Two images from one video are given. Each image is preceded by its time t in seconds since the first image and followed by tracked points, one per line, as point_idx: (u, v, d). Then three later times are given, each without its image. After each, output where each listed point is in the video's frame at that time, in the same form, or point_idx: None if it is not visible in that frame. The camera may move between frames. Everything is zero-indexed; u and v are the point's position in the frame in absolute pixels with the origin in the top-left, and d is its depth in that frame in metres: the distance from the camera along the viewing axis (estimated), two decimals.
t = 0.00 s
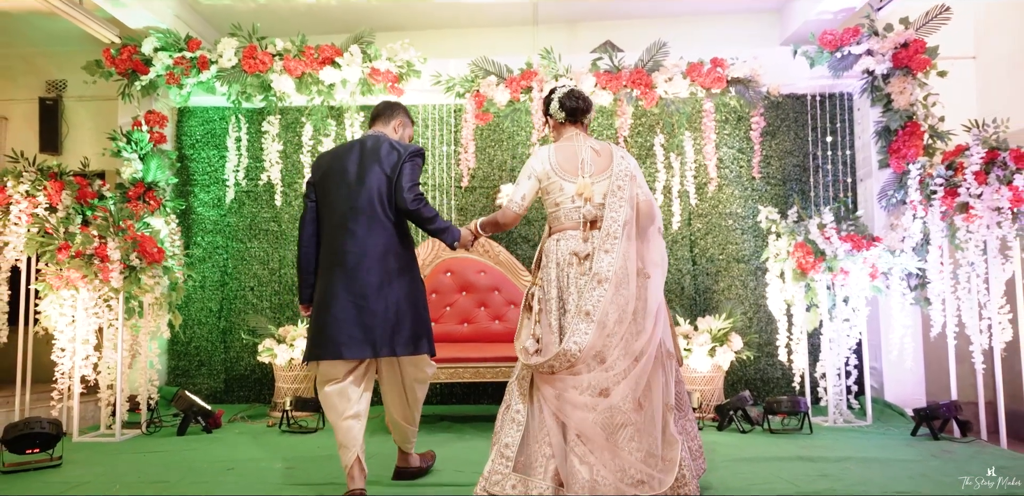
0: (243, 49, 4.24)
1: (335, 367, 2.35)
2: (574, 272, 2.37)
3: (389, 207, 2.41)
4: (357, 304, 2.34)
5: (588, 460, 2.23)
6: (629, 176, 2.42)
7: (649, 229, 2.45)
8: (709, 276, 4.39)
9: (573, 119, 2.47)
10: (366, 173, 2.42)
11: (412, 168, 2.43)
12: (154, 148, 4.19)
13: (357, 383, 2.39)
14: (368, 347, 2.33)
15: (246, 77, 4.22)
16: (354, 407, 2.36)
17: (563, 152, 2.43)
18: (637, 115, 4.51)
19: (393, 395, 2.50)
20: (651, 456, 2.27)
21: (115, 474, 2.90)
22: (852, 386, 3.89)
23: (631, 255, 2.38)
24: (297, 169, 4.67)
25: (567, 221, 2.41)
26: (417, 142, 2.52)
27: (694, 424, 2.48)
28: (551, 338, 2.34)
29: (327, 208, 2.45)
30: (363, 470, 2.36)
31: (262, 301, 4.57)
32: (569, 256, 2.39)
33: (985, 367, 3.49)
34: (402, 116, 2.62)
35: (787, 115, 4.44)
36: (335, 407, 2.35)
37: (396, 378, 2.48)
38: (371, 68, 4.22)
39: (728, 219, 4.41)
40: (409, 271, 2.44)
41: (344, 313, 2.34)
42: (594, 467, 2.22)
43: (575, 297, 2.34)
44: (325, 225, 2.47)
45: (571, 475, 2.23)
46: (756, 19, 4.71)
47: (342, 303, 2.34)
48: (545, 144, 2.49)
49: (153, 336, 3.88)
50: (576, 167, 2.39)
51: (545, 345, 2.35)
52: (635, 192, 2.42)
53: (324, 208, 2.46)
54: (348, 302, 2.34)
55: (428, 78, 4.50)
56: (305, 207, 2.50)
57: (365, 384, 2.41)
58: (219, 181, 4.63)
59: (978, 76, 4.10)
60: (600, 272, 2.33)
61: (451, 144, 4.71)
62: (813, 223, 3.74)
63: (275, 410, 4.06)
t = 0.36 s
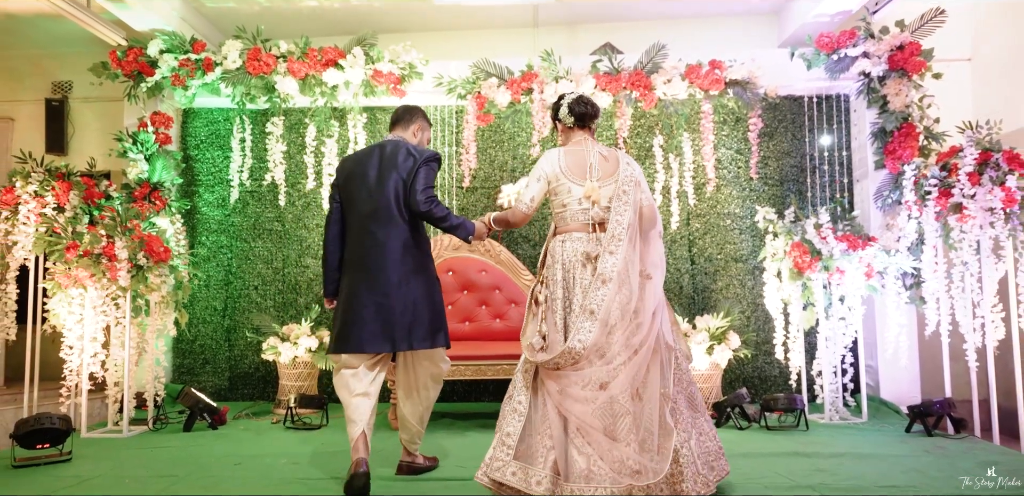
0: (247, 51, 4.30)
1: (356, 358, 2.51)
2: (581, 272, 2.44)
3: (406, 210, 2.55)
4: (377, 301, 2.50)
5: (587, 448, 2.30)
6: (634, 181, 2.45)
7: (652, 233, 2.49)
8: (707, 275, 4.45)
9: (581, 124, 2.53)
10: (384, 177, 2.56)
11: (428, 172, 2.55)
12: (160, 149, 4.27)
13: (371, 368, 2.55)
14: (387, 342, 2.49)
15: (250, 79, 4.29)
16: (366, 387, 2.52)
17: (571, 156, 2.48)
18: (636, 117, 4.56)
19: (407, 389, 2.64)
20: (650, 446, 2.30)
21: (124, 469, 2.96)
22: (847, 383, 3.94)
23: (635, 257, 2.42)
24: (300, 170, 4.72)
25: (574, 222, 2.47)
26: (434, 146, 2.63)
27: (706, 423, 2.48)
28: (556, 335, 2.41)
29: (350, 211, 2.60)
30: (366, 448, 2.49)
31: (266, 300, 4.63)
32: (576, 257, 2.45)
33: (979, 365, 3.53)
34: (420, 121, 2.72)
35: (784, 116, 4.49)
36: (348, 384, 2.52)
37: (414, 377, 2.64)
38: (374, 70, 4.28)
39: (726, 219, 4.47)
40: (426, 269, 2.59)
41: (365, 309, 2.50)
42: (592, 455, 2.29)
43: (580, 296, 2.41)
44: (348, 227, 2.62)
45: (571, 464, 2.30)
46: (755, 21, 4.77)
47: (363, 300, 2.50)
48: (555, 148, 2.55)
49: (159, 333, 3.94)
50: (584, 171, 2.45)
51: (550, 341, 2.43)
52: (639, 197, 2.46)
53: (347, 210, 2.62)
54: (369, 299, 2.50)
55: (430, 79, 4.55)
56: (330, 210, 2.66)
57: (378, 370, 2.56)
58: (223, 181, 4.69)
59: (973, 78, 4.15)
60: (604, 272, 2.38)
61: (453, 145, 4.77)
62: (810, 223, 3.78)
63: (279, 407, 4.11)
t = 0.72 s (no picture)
0: (250, 52, 4.35)
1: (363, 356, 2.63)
2: (574, 276, 2.48)
3: (414, 211, 2.62)
4: (387, 299, 2.57)
5: (575, 439, 2.36)
6: (628, 190, 2.51)
7: (645, 239, 2.54)
8: (706, 274, 4.49)
9: (579, 134, 2.57)
10: (393, 180, 2.62)
11: (436, 173, 2.62)
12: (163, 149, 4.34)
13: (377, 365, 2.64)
14: (397, 338, 2.56)
15: (253, 80, 4.34)
16: (371, 383, 2.61)
17: (568, 165, 2.53)
18: (636, 117, 4.59)
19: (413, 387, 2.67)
20: (638, 437, 2.35)
21: (130, 465, 3.01)
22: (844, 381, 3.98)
23: (627, 262, 2.48)
24: (303, 170, 4.77)
25: (569, 229, 2.52)
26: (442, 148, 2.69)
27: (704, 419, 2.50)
28: (549, 335, 2.45)
29: (362, 213, 2.68)
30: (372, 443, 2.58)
31: (269, 299, 4.67)
32: (571, 263, 2.50)
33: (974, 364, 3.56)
34: (429, 125, 2.78)
35: (783, 117, 4.52)
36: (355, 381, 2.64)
37: (419, 375, 2.66)
38: (375, 71, 4.32)
39: (725, 219, 4.51)
40: (435, 269, 2.64)
41: (377, 307, 2.57)
42: (581, 447, 2.35)
43: (572, 299, 2.46)
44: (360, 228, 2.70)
45: (560, 454, 2.38)
46: (753, 22, 4.80)
47: (374, 298, 2.58)
48: (553, 157, 2.60)
49: (164, 332, 3.98)
50: (579, 180, 2.50)
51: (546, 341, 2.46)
52: (633, 205, 2.51)
53: (358, 212, 2.69)
54: (380, 297, 2.58)
55: (432, 81, 4.60)
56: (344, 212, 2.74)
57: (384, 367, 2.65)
58: (227, 181, 4.74)
59: (971, 80, 4.18)
60: (596, 277, 2.43)
61: (455, 146, 4.81)
62: (807, 222, 3.82)
63: (282, 405, 4.16)
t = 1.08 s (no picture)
0: (254, 54, 4.39)
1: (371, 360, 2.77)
2: (561, 275, 2.55)
3: (419, 211, 2.66)
4: (394, 296, 2.62)
5: (562, 420, 2.40)
6: (613, 197, 2.58)
7: (630, 242, 2.59)
8: (706, 273, 4.52)
9: (569, 145, 2.64)
10: (398, 181, 2.67)
11: (439, 174, 2.67)
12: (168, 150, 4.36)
13: (384, 368, 2.76)
14: (404, 334, 2.60)
15: (257, 81, 4.38)
16: (383, 387, 2.75)
17: (557, 175, 2.61)
18: (636, 117, 4.62)
19: (411, 383, 2.69)
20: (621, 415, 2.38)
21: (135, 462, 3.05)
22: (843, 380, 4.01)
23: (612, 262, 2.54)
24: (306, 170, 4.80)
25: (558, 234, 2.60)
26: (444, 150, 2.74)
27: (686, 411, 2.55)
28: (537, 328, 2.53)
29: (367, 213, 2.72)
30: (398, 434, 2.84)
31: (272, 299, 4.71)
32: (559, 264, 2.57)
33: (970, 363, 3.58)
34: (430, 129, 2.81)
35: (782, 117, 4.55)
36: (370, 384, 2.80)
37: (420, 369, 2.70)
38: (377, 72, 4.36)
39: (724, 219, 4.54)
40: (439, 266, 2.68)
41: (384, 304, 2.62)
42: (566, 428, 2.39)
43: (558, 294, 2.52)
44: (365, 230, 2.73)
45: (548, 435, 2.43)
46: (752, 23, 4.83)
47: (382, 296, 2.63)
48: (543, 167, 2.68)
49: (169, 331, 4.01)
50: (568, 189, 2.58)
51: (533, 334, 2.53)
52: (619, 211, 2.58)
53: (364, 213, 2.73)
54: (387, 294, 2.62)
55: (433, 81, 4.62)
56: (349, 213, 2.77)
57: (389, 368, 2.75)
58: (230, 181, 4.77)
59: (968, 80, 4.21)
60: (582, 277, 2.50)
61: (456, 146, 4.84)
62: (805, 223, 3.86)
63: (285, 403, 4.20)
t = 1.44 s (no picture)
0: (255, 54, 4.42)
1: (370, 357, 2.79)
2: (555, 275, 2.61)
3: (414, 212, 2.69)
4: (391, 297, 2.63)
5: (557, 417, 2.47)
6: (606, 197, 2.63)
7: (620, 240, 2.64)
8: (706, 273, 4.54)
9: (563, 148, 2.68)
10: (393, 184, 2.69)
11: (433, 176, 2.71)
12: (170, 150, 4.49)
13: (383, 364, 2.78)
14: (402, 334, 2.61)
15: (258, 82, 4.40)
16: (384, 385, 2.76)
17: (551, 176, 2.65)
18: (636, 117, 4.63)
19: (410, 378, 2.71)
20: (612, 412, 2.43)
21: (137, 460, 3.06)
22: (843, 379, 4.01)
23: (603, 261, 2.59)
24: (307, 170, 4.81)
25: (552, 234, 2.64)
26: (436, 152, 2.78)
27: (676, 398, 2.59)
28: (534, 326, 2.58)
29: (363, 217, 2.74)
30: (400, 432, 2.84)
31: (274, 298, 4.73)
32: (553, 263, 2.62)
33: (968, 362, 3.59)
34: (423, 133, 2.83)
35: (781, 117, 4.55)
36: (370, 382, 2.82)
37: (420, 363, 2.71)
38: (379, 73, 4.38)
39: (724, 218, 4.55)
40: (435, 267, 2.70)
41: (381, 305, 2.63)
42: (558, 425, 2.45)
43: (554, 294, 2.58)
44: (361, 233, 2.76)
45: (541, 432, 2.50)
46: (752, 23, 4.85)
47: (380, 297, 2.64)
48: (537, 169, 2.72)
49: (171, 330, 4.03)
50: (561, 190, 2.62)
51: (528, 333, 2.59)
52: (610, 210, 2.63)
53: (360, 217, 2.75)
54: (385, 296, 2.64)
55: (434, 81, 4.64)
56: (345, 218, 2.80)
57: (389, 365, 2.77)
58: (232, 181, 4.79)
59: (967, 80, 4.22)
60: (575, 275, 2.55)
61: (457, 146, 4.84)
62: (805, 222, 3.87)
63: (287, 402, 4.21)
